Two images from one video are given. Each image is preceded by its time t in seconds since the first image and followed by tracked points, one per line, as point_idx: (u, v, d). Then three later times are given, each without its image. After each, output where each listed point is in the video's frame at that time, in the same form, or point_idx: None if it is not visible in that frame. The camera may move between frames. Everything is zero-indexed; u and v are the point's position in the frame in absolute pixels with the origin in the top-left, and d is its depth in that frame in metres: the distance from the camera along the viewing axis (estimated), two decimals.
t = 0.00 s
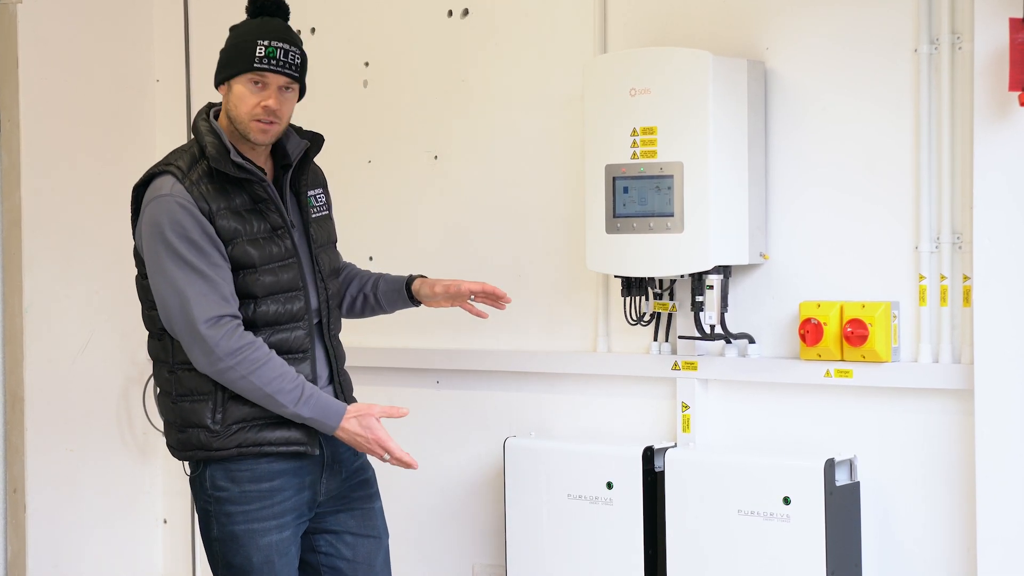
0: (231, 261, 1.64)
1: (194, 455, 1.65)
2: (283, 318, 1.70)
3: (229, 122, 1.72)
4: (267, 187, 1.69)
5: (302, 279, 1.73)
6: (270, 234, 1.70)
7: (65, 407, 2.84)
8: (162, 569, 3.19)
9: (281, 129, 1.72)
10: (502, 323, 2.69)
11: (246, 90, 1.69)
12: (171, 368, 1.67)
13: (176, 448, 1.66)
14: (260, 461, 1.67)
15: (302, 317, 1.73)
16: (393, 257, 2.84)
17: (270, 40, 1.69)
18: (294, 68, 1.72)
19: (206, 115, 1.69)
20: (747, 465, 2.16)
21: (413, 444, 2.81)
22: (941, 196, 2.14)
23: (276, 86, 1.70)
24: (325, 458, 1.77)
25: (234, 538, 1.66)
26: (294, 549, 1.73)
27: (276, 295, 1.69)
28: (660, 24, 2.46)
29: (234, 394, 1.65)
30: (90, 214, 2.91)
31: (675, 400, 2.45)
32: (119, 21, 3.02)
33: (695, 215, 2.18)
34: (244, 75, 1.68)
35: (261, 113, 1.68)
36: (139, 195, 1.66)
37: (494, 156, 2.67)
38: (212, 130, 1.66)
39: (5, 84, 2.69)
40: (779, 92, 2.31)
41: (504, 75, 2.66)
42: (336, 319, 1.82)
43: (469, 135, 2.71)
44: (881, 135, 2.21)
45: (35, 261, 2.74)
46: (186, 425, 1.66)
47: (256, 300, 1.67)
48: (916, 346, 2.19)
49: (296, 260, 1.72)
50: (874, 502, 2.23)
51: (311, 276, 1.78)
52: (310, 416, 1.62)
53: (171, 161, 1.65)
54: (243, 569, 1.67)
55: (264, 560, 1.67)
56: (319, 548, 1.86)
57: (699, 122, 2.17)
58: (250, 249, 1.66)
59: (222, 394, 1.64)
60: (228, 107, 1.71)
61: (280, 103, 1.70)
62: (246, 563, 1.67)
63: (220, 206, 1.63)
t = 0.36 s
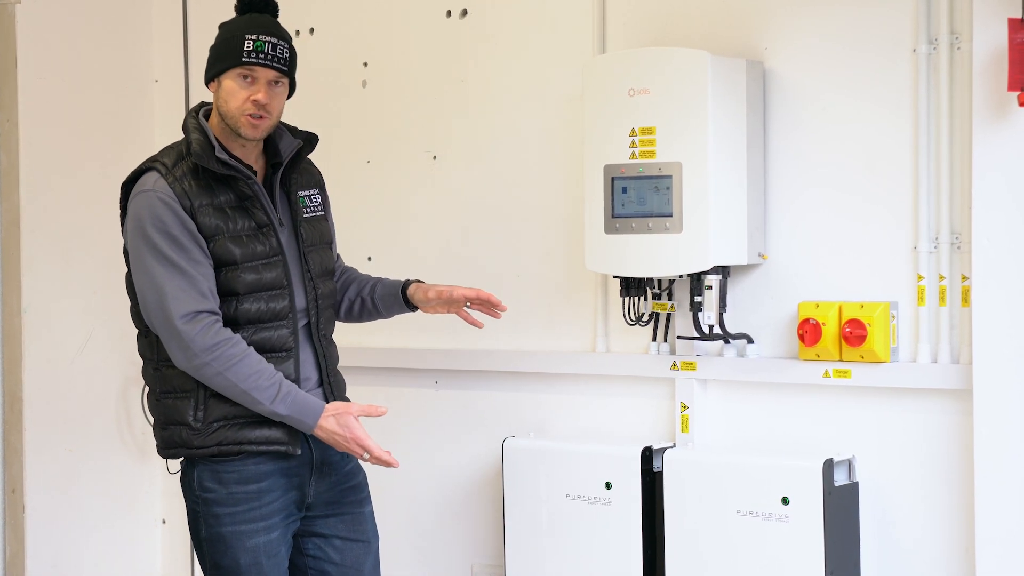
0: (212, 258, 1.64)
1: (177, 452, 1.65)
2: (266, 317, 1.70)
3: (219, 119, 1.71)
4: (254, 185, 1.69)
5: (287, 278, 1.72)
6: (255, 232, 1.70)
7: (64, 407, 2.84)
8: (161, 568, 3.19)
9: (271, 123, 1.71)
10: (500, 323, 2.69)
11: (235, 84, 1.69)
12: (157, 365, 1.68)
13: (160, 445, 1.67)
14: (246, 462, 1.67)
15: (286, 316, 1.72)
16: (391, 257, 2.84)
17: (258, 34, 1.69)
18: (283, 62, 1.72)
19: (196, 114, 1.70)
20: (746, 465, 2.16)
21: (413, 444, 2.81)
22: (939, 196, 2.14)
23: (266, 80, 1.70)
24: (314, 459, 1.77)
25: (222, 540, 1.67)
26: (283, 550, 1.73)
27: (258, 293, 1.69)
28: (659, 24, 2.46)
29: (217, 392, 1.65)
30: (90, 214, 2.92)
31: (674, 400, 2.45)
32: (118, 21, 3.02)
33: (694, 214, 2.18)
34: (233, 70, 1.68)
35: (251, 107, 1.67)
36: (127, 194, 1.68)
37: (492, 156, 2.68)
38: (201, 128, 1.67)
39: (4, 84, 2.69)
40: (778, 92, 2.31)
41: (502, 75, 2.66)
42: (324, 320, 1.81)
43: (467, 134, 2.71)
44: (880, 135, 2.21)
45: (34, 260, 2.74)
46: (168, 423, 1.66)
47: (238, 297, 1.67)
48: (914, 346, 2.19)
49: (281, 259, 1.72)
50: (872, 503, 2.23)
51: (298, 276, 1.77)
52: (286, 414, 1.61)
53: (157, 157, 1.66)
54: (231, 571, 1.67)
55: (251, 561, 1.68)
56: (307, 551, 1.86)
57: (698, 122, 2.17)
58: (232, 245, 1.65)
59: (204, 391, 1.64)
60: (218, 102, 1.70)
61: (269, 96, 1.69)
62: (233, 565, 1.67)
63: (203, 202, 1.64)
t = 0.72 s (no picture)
0: (206, 258, 1.64)
1: (170, 454, 1.65)
2: (260, 318, 1.70)
3: (222, 121, 1.71)
4: (248, 185, 1.70)
5: (281, 279, 1.72)
6: (249, 233, 1.70)
7: (64, 407, 2.84)
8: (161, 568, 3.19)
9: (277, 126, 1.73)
10: (500, 323, 2.69)
11: (242, 91, 1.68)
12: (150, 366, 1.68)
13: (153, 447, 1.67)
14: (241, 464, 1.67)
15: (280, 317, 1.72)
16: (390, 257, 2.84)
17: (265, 40, 1.69)
18: (289, 67, 1.73)
19: (191, 116, 1.71)
20: (745, 465, 2.16)
21: (412, 445, 2.81)
22: (939, 196, 2.14)
23: (274, 85, 1.71)
24: (310, 461, 1.77)
25: (218, 542, 1.67)
26: (279, 552, 1.73)
27: (252, 294, 1.69)
28: (658, 24, 2.46)
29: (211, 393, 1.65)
30: (90, 215, 2.92)
31: (674, 401, 2.45)
32: (117, 22, 3.02)
33: (693, 214, 2.18)
34: (242, 76, 1.68)
35: (262, 113, 1.69)
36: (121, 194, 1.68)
37: (492, 156, 2.68)
38: (195, 128, 1.68)
39: (4, 85, 2.69)
40: (778, 92, 2.31)
41: (502, 75, 2.66)
42: (319, 321, 1.81)
43: (466, 135, 2.71)
44: (879, 135, 2.21)
45: (33, 260, 2.74)
46: (162, 424, 1.66)
47: (232, 297, 1.67)
48: (914, 345, 2.19)
49: (275, 259, 1.72)
50: (871, 503, 2.23)
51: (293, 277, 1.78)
52: (280, 413, 1.61)
53: (151, 157, 1.66)
54: (227, 573, 1.67)
55: (248, 563, 1.68)
56: (305, 553, 1.86)
57: (697, 122, 2.17)
58: (226, 246, 1.65)
59: (198, 392, 1.64)
60: (223, 106, 1.69)
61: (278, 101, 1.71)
62: (230, 567, 1.67)
63: (198, 202, 1.63)
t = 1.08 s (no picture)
0: (215, 258, 1.65)
1: (180, 458, 1.64)
2: (268, 317, 1.70)
3: (233, 133, 1.71)
4: (250, 186, 1.70)
5: (286, 278, 1.73)
6: (253, 233, 1.70)
7: (63, 408, 2.84)
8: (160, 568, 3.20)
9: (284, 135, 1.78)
10: (499, 324, 2.69)
11: (264, 107, 1.70)
12: (155, 370, 1.67)
13: (161, 451, 1.65)
14: (246, 466, 1.67)
15: (287, 317, 1.73)
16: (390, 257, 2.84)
17: (286, 58, 1.71)
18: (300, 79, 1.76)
19: (186, 118, 1.71)
20: (745, 466, 2.16)
21: (411, 445, 2.81)
22: (938, 196, 2.14)
23: (288, 99, 1.74)
24: (311, 462, 1.77)
25: (222, 544, 1.66)
26: (282, 552, 1.73)
27: (260, 294, 1.69)
28: (658, 25, 2.46)
29: (222, 393, 1.65)
30: (88, 214, 2.92)
31: (673, 401, 2.45)
32: (116, 22, 3.02)
33: (692, 215, 2.18)
34: (263, 94, 1.69)
35: (279, 126, 1.73)
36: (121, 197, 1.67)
37: (491, 157, 2.68)
38: (193, 130, 1.68)
39: (3, 85, 2.70)
40: (777, 92, 2.31)
41: (501, 76, 2.66)
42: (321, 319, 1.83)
43: (465, 135, 2.71)
44: (879, 135, 2.21)
45: (32, 261, 2.74)
46: (171, 427, 1.65)
47: (240, 297, 1.67)
48: (913, 346, 2.19)
49: (281, 259, 1.72)
50: (871, 504, 2.23)
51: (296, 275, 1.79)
52: (315, 365, 1.61)
53: (151, 160, 1.65)
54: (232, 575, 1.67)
55: (252, 565, 1.68)
56: (307, 554, 1.87)
57: (696, 122, 2.17)
58: (234, 245, 1.66)
59: (209, 392, 1.64)
60: (238, 120, 1.69)
61: (292, 114, 1.75)
62: (234, 568, 1.67)
63: (204, 203, 1.64)
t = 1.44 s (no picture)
0: (208, 257, 1.64)
1: (174, 457, 1.63)
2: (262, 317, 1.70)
3: (222, 128, 1.71)
4: (248, 185, 1.71)
5: (282, 278, 1.73)
6: (249, 232, 1.69)
7: (63, 407, 2.84)
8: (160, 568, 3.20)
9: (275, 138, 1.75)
10: (499, 323, 2.69)
11: (250, 104, 1.69)
12: (151, 369, 1.67)
13: (155, 450, 1.65)
14: (249, 466, 1.67)
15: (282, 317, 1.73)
16: (389, 257, 2.84)
17: (278, 59, 1.69)
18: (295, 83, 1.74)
19: (186, 116, 1.71)
20: (745, 466, 2.16)
21: (411, 444, 2.81)
22: (938, 196, 2.14)
23: (279, 101, 1.71)
24: (314, 461, 1.77)
25: (224, 544, 1.66)
26: (285, 552, 1.73)
27: (254, 294, 1.69)
28: (657, 24, 2.46)
29: (216, 393, 1.64)
30: (88, 214, 2.91)
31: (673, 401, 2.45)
32: (116, 22, 3.02)
33: (692, 215, 2.18)
34: (250, 90, 1.68)
35: (265, 127, 1.70)
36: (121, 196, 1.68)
37: (491, 156, 2.67)
38: (192, 128, 1.68)
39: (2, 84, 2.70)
40: (777, 92, 2.31)
41: (500, 75, 2.66)
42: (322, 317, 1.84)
43: (465, 135, 2.71)
44: (878, 135, 2.21)
45: (32, 261, 2.74)
46: (165, 426, 1.64)
47: (234, 297, 1.67)
48: (912, 346, 2.19)
49: (276, 258, 1.72)
50: (871, 503, 2.23)
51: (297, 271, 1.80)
52: (286, 339, 1.57)
53: (150, 157, 1.65)
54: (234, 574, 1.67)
55: (255, 565, 1.68)
56: (310, 553, 1.87)
57: (696, 122, 2.16)
58: (228, 245, 1.65)
59: (203, 392, 1.63)
60: (226, 114, 1.69)
61: (281, 117, 1.72)
62: (237, 568, 1.67)
63: (199, 202, 1.64)
